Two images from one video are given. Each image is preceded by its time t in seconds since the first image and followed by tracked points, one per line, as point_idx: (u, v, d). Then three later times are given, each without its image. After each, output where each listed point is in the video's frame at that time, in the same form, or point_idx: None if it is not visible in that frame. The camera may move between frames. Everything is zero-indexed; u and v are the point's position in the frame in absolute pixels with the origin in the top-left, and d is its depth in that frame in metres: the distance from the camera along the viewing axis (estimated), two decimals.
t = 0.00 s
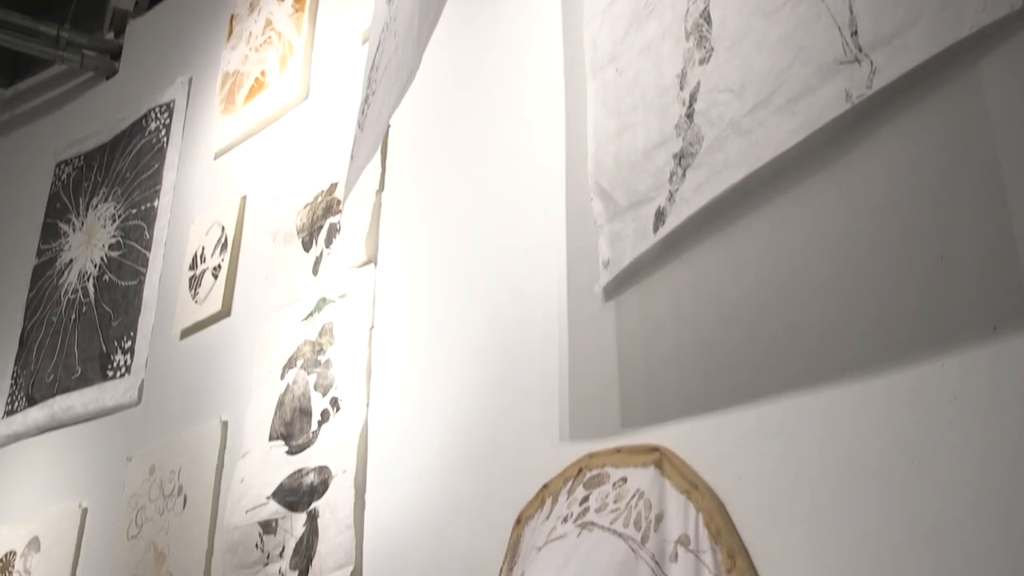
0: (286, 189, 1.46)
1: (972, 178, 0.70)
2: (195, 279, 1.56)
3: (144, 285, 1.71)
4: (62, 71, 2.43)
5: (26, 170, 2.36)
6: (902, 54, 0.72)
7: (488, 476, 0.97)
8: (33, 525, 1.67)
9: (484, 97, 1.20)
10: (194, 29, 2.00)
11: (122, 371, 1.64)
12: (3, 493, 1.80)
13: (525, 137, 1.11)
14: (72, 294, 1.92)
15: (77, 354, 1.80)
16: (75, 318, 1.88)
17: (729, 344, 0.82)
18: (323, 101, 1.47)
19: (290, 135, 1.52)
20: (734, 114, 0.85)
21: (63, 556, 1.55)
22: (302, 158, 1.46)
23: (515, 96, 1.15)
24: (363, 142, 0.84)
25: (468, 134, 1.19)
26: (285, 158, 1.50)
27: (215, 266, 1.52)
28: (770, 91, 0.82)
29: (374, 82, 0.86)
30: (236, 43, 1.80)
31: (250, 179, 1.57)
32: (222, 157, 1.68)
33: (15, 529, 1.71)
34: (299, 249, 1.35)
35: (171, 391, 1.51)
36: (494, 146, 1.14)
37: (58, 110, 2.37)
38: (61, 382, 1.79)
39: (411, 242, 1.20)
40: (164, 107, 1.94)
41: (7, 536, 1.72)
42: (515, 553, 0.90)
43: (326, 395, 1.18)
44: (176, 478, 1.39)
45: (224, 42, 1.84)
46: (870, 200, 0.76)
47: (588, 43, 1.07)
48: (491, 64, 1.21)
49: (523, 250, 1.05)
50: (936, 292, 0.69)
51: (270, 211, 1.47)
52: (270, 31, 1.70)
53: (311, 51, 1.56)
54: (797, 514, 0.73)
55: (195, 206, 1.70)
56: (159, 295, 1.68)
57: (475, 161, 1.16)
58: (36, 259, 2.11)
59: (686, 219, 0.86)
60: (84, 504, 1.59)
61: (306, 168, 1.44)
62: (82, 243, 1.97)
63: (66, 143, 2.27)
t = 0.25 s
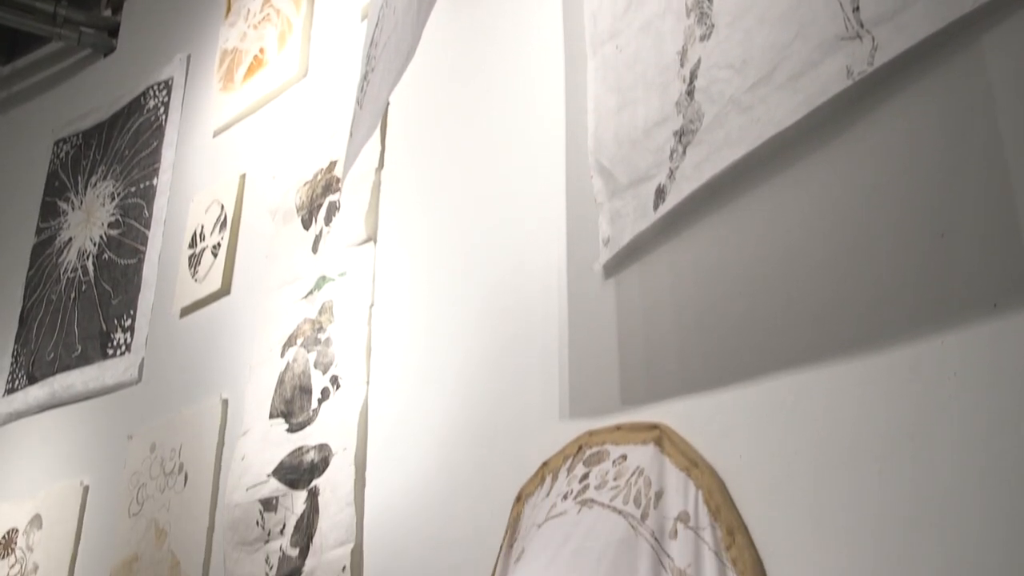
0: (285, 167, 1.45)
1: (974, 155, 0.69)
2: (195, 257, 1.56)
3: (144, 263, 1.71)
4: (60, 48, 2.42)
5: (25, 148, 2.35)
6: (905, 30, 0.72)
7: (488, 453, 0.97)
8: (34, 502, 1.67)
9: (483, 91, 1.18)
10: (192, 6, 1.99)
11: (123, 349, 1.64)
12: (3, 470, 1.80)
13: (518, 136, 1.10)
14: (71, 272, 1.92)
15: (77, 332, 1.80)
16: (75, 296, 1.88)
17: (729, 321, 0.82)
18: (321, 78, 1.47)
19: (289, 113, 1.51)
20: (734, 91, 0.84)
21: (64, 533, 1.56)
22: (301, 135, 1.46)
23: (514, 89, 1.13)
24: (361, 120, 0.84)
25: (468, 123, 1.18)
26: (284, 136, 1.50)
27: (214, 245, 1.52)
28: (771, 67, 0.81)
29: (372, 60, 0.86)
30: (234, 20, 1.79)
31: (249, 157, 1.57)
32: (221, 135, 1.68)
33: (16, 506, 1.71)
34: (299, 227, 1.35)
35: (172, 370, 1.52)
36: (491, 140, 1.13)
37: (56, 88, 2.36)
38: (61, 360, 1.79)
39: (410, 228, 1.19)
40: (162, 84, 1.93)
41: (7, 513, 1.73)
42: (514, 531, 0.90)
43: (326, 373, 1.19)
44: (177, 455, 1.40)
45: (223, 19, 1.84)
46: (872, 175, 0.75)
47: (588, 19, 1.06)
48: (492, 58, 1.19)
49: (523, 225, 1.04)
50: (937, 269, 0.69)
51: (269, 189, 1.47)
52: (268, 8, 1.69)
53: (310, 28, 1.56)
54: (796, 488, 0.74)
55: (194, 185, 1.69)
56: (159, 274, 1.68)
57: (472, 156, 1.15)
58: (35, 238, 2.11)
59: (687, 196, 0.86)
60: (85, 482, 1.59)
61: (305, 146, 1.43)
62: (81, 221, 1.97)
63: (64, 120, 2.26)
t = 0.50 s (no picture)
0: (284, 143, 1.45)
1: (976, 130, 0.69)
2: (195, 233, 1.56)
3: (143, 239, 1.71)
4: (56, 22, 2.40)
5: (22, 124, 2.34)
6: (907, 3, 0.72)
7: (487, 429, 0.97)
8: (35, 479, 1.67)
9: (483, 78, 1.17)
10: None
11: (123, 325, 1.64)
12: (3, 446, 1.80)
13: (514, 119, 1.10)
14: (70, 249, 1.92)
15: (77, 309, 1.80)
16: (74, 272, 1.88)
17: (728, 295, 0.82)
18: (320, 53, 1.46)
19: (288, 88, 1.51)
20: (736, 66, 0.84)
21: (66, 509, 1.56)
22: (299, 110, 1.46)
23: (512, 84, 1.12)
24: (361, 96, 0.84)
25: (467, 110, 1.17)
26: (283, 112, 1.49)
27: (213, 221, 1.52)
28: (773, 42, 0.81)
29: (371, 35, 0.86)
30: None
31: (247, 133, 1.56)
32: (219, 110, 1.67)
33: (17, 483, 1.71)
34: (298, 203, 1.35)
35: (172, 347, 1.52)
36: (491, 127, 1.12)
37: (53, 63, 2.35)
38: (61, 336, 1.80)
39: (408, 212, 1.19)
40: (161, 59, 1.93)
41: (7, 487, 1.73)
42: (514, 506, 0.90)
43: (326, 349, 1.19)
44: (177, 432, 1.40)
45: None
46: (873, 149, 0.75)
47: None
48: (492, 52, 1.17)
49: (523, 199, 1.04)
50: (937, 244, 0.69)
51: (268, 164, 1.46)
52: None
53: (308, 3, 1.55)
54: (795, 460, 0.74)
55: (193, 161, 1.69)
56: (158, 250, 1.68)
57: (469, 145, 1.14)
58: (34, 214, 2.11)
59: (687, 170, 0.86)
60: (86, 458, 1.60)
61: (304, 121, 1.43)
62: (80, 197, 1.97)
63: (62, 95, 2.25)
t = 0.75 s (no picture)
0: (283, 117, 1.44)
1: (978, 103, 0.69)
2: (194, 208, 1.56)
3: (143, 214, 1.71)
4: None
5: (19, 98, 2.33)
6: None
7: (487, 403, 0.97)
8: (37, 453, 1.67)
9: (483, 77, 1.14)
10: None
11: (123, 300, 1.64)
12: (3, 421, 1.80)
13: (514, 91, 1.09)
14: (69, 224, 1.92)
15: (76, 284, 1.80)
16: (73, 247, 1.88)
17: (729, 268, 0.82)
18: (319, 27, 1.46)
19: (286, 62, 1.50)
20: (737, 39, 0.83)
21: (67, 482, 1.57)
22: (298, 84, 1.45)
23: (511, 79, 1.10)
24: (360, 69, 0.83)
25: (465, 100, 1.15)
26: (282, 86, 1.49)
27: (213, 194, 1.52)
28: (774, 14, 0.80)
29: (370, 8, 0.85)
30: None
31: (246, 107, 1.56)
32: (217, 84, 1.67)
33: (18, 457, 1.72)
34: (298, 177, 1.35)
35: (172, 322, 1.52)
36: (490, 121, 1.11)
37: (50, 37, 2.34)
38: (61, 311, 1.80)
39: (405, 196, 1.18)
40: (158, 33, 1.92)
41: (8, 462, 1.74)
42: (514, 479, 0.91)
43: (326, 323, 1.19)
44: (178, 406, 1.40)
45: None
46: (874, 122, 0.75)
47: None
48: (490, 47, 1.15)
49: (523, 172, 1.04)
50: (937, 217, 0.69)
51: (267, 138, 1.46)
52: None
53: None
54: (794, 429, 0.74)
55: (191, 136, 1.68)
56: (157, 224, 1.68)
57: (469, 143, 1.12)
58: (32, 189, 2.10)
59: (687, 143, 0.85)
60: (87, 432, 1.60)
61: (302, 95, 1.42)
62: (78, 172, 1.96)
63: (59, 69, 2.24)
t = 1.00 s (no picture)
0: (282, 83, 1.43)
1: (982, 67, 0.69)
2: (193, 175, 1.55)
3: (141, 181, 1.70)
4: None
5: (15, 63, 2.31)
6: None
7: (487, 369, 0.98)
8: (38, 420, 1.68)
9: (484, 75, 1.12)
10: None
11: (122, 268, 1.64)
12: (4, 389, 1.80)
13: (513, 55, 1.09)
14: (68, 191, 1.91)
15: (76, 252, 1.80)
16: (72, 215, 1.87)
17: (729, 232, 0.82)
18: None
19: (285, 28, 1.49)
20: (738, 3, 0.82)
21: (70, 449, 1.57)
22: (296, 49, 1.44)
23: (513, 81, 1.07)
24: (358, 32, 0.83)
25: (465, 104, 1.13)
26: (280, 52, 1.48)
27: (212, 161, 1.51)
28: None
29: None
30: None
31: (244, 74, 1.55)
32: (215, 50, 1.66)
33: (19, 424, 1.72)
34: (296, 145, 1.34)
35: (172, 290, 1.52)
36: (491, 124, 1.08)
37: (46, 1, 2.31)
38: (60, 279, 1.80)
39: (405, 189, 1.16)
40: None
41: (9, 429, 1.74)
42: (514, 446, 0.91)
43: (325, 291, 1.19)
44: (178, 373, 1.40)
45: None
46: (875, 85, 0.75)
47: None
48: (491, 47, 1.12)
49: (523, 136, 1.04)
50: (939, 183, 0.69)
51: (266, 105, 1.45)
52: None
53: None
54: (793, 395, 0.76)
55: (189, 103, 1.68)
56: (156, 191, 1.67)
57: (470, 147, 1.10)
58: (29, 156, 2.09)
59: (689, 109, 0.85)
60: (88, 399, 1.60)
61: (301, 61, 1.42)
62: (76, 139, 1.95)
63: (56, 34, 2.22)
